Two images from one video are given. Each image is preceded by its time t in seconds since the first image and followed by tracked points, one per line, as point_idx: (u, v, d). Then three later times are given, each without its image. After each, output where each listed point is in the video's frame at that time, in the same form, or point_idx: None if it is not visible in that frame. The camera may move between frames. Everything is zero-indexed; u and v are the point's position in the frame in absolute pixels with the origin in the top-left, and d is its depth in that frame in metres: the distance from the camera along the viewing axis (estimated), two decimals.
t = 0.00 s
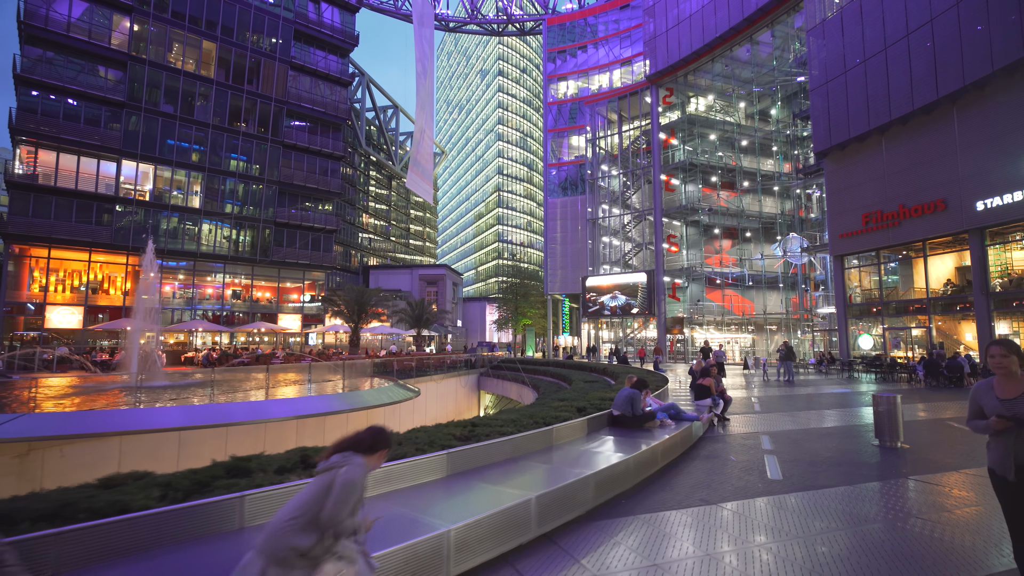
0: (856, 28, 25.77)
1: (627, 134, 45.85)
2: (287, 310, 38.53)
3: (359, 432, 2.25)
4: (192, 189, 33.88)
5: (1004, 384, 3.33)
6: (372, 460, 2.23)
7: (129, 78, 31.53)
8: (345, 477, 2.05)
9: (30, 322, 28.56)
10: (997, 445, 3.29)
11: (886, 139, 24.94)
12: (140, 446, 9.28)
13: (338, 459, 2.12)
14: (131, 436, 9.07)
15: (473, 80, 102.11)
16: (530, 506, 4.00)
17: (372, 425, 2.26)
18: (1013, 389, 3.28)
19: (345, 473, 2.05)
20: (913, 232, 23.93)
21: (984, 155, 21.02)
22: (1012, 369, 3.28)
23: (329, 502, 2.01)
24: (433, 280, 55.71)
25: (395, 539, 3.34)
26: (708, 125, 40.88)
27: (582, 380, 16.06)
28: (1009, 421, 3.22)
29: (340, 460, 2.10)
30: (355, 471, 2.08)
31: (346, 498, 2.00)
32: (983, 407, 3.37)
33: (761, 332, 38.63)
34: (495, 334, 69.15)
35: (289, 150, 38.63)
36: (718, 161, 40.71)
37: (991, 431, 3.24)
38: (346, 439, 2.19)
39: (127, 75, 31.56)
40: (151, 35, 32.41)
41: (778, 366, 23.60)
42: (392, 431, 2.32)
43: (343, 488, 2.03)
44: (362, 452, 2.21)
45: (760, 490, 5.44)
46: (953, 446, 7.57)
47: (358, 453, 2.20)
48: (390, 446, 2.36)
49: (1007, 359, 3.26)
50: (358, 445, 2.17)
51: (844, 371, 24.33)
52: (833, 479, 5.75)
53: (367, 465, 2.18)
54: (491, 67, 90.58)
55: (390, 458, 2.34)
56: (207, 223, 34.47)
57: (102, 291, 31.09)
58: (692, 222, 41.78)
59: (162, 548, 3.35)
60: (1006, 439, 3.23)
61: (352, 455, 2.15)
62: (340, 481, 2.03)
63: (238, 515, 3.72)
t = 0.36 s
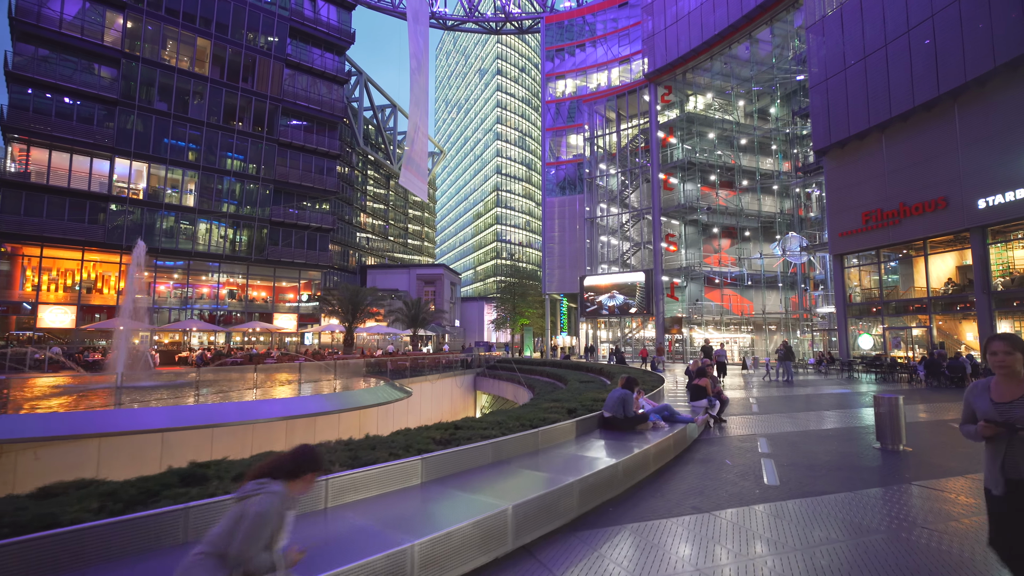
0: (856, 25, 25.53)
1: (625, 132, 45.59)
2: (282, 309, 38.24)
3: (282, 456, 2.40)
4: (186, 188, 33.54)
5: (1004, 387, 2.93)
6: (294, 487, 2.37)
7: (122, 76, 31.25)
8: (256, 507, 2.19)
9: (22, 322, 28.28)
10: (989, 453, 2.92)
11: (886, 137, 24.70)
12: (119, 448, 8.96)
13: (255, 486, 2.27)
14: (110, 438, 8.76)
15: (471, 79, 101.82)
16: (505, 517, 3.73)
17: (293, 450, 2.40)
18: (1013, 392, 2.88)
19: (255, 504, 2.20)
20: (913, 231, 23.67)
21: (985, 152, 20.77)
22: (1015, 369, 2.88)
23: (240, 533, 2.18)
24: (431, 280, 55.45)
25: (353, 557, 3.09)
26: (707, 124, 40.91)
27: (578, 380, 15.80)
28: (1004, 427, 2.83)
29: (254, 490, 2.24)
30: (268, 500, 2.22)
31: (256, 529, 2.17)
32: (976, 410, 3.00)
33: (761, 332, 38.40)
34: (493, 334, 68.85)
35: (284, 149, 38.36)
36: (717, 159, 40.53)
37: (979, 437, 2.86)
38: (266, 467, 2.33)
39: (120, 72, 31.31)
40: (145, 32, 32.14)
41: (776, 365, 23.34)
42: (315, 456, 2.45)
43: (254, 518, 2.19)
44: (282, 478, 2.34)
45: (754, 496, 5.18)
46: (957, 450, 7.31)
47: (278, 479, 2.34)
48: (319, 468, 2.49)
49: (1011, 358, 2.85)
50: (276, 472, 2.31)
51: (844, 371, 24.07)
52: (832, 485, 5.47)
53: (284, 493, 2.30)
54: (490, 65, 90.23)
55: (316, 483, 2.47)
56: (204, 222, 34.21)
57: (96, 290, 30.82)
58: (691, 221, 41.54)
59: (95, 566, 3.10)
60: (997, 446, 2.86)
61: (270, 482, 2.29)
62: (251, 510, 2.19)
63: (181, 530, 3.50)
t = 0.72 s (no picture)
0: (856, 22, 25.31)
1: (624, 131, 45.38)
2: (279, 309, 38.09)
3: (187, 448, 2.14)
4: (182, 186, 33.32)
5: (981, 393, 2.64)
6: (205, 477, 2.13)
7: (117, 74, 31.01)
8: (161, 504, 1.93)
9: (15, 321, 28.08)
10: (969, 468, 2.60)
11: (886, 135, 24.50)
12: (101, 450, 8.67)
13: (157, 485, 2.00)
14: (94, 440, 8.48)
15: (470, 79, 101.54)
16: (482, 527, 3.52)
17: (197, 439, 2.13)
18: (989, 398, 2.59)
19: (160, 500, 1.93)
20: (913, 230, 23.47)
21: (986, 151, 20.56)
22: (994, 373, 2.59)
23: (144, 536, 1.91)
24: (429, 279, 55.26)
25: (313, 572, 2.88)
26: (706, 123, 40.92)
27: (574, 380, 15.60)
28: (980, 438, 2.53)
29: (156, 486, 1.97)
30: (172, 495, 1.95)
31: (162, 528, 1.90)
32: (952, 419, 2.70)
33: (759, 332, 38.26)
34: (492, 334, 68.71)
35: (280, 147, 38.15)
36: (715, 159, 40.42)
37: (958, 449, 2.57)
38: (168, 462, 2.07)
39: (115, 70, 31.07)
40: (140, 30, 31.91)
41: (775, 365, 23.17)
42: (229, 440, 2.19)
43: (159, 516, 1.92)
44: (189, 472, 2.09)
45: (749, 501, 4.97)
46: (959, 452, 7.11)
47: (184, 473, 2.09)
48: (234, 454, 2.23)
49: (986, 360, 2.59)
50: (179, 467, 2.06)
51: (844, 371, 23.87)
52: (830, 490, 5.26)
53: (193, 484, 2.05)
54: (489, 65, 89.98)
55: (230, 471, 2.20)
56: (202, 221, 34.07)
57: (92, 289, 30.65)
58: (690, 221, 41.44)
59: None
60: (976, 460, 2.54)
61: (174, 477, 2.03)
62: (154, 508, 1.92)
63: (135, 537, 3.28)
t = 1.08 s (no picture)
0: (854, 20, 25.13)
1: (622, 130, 45.17)
2: (274, 309, 37.86)
3: (73, 457, 2.06)
4: (177, 185, 33.10)
5: (912, 396, 2.39)
6: (102, 483, 2.09)
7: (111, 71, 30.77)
8: (50, 515, 1.87)
9: (7, 321, 27.85)
10: (900, 480, 2.35)
11: (884, 133, 24.34)
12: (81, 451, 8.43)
13: (45, 496, 1.93)
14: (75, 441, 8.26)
15: (469, 78, 101.28)
16: (441, 537, 3.32)
17: (85, 446, 2.07)
18: (921, 403, 2.35)
19: (47, 510, 1.87)
20: (912, 229, 23.29)
21: (984, 149, 20.39)
22: (924, 375, 2.36)
23: (29, 551, 1.82)
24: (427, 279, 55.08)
25: None
26: (704, 122, 40.89)
27: (568, 380, 15.42)
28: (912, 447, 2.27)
29: (45, 497, 1.91)
30: (64, 503, 1.90)
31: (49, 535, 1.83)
32: (882, 424, 2.44)
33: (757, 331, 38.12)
34: (490, 334, 68.57)
35: (276, 146, 37.93)
36: (713, 158, 40.28)
37: (888, 457, 2.27)
38: (52, 472, 2.00)
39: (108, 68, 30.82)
40: (134, 28, 31.67)
41: (773, 365, 23.00)
42: (124, 438, 2.17)
43: (47, 527, 1.85)
44: (83, 478, 2.04)
45: (735, 507, 4.78)
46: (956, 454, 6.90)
47: (74, 480, 2.03)
48: (132, 453, 2.21)
49: (918, 360, 2.37)
50: (66, 475, 2.00)
51: (841, 372, 23.68)
52: (819, 495, 5.07)
53: (86, 491, 1.99)
54: (487, 64, 89.79)
55: (127, 473, 2.17)
56: (200, 220, 33.98)
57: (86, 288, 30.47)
58: (688, 220, 41.30)
59: None
60: (908, 472, 2.28)
61: (64, 487, 1.97)
62: (41, 520, 1.86)
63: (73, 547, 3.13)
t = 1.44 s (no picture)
0: (852, 18, 24.94)
1: (620, 130, 44.95)
2: (270, 308, 37.67)
3: None
4: (170, 184, 32.88)
5: (836, 406, 2.16)
6: None
7: (104, 70, 30.52)
8: None
9: None
10: (830, 502, 2.09)
11: (882, 131, 24.17)
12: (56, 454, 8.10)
13: None
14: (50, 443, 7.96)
15: (467, 78, 101.04)
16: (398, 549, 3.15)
17: None
18: (845, 413, 2.11)
19: None
20: (910, 228, 23.11)
21: (983, 147, 20.20)
22: (848, 383, 2.15)
23: None
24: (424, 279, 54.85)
25: None
26: (702, 121, 40.68)
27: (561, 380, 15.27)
28: (834, 464, 2.03)
29: None
30: None
31: None
32: (808, 441, 2.19)
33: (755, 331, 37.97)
34: (488, 334, 68.42)
35: (271, 145, 37.73)
36: (711, 157, 40.08)
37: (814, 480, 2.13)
38: None
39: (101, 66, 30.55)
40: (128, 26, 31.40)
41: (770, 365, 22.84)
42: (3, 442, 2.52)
43: None
44: None
45: (718, 513, 4.57)
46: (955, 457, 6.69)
47: None
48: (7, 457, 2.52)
49: (841, 366, 2.16)
50: None
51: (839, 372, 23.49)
52: (809, 501, 4.85)
53: None
54: (486, 64, 89.58)
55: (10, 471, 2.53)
56: (198, 220, 33.97)
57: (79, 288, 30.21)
58: (685, 220, 41.15)
59: None
60: (832, 492, 2.06)
61: None
62: None
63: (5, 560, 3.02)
